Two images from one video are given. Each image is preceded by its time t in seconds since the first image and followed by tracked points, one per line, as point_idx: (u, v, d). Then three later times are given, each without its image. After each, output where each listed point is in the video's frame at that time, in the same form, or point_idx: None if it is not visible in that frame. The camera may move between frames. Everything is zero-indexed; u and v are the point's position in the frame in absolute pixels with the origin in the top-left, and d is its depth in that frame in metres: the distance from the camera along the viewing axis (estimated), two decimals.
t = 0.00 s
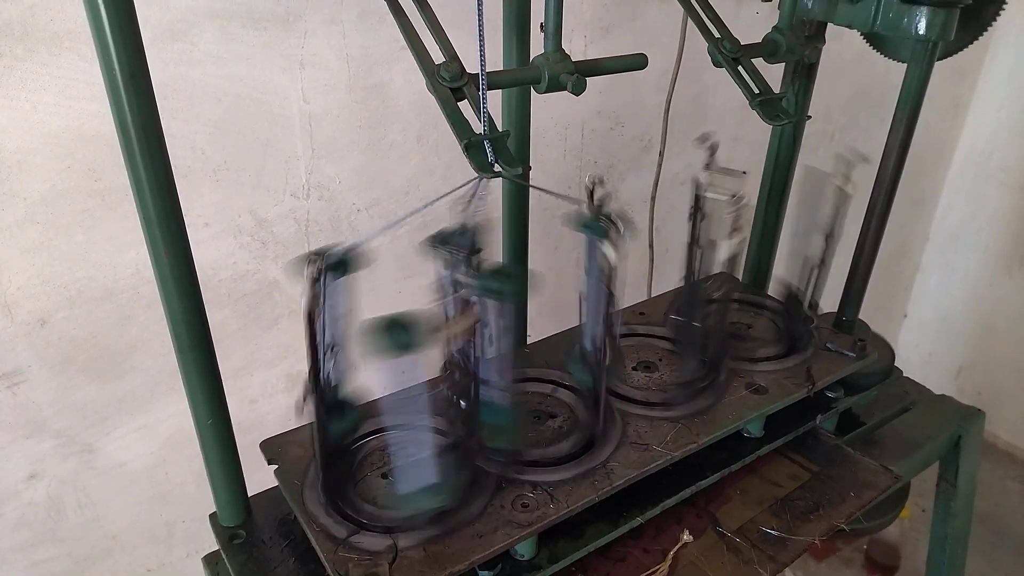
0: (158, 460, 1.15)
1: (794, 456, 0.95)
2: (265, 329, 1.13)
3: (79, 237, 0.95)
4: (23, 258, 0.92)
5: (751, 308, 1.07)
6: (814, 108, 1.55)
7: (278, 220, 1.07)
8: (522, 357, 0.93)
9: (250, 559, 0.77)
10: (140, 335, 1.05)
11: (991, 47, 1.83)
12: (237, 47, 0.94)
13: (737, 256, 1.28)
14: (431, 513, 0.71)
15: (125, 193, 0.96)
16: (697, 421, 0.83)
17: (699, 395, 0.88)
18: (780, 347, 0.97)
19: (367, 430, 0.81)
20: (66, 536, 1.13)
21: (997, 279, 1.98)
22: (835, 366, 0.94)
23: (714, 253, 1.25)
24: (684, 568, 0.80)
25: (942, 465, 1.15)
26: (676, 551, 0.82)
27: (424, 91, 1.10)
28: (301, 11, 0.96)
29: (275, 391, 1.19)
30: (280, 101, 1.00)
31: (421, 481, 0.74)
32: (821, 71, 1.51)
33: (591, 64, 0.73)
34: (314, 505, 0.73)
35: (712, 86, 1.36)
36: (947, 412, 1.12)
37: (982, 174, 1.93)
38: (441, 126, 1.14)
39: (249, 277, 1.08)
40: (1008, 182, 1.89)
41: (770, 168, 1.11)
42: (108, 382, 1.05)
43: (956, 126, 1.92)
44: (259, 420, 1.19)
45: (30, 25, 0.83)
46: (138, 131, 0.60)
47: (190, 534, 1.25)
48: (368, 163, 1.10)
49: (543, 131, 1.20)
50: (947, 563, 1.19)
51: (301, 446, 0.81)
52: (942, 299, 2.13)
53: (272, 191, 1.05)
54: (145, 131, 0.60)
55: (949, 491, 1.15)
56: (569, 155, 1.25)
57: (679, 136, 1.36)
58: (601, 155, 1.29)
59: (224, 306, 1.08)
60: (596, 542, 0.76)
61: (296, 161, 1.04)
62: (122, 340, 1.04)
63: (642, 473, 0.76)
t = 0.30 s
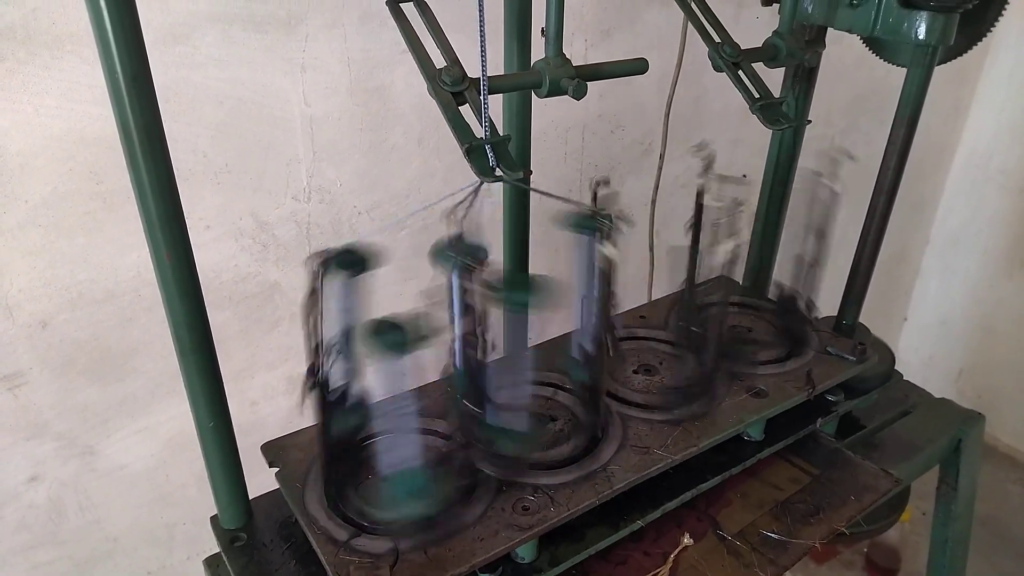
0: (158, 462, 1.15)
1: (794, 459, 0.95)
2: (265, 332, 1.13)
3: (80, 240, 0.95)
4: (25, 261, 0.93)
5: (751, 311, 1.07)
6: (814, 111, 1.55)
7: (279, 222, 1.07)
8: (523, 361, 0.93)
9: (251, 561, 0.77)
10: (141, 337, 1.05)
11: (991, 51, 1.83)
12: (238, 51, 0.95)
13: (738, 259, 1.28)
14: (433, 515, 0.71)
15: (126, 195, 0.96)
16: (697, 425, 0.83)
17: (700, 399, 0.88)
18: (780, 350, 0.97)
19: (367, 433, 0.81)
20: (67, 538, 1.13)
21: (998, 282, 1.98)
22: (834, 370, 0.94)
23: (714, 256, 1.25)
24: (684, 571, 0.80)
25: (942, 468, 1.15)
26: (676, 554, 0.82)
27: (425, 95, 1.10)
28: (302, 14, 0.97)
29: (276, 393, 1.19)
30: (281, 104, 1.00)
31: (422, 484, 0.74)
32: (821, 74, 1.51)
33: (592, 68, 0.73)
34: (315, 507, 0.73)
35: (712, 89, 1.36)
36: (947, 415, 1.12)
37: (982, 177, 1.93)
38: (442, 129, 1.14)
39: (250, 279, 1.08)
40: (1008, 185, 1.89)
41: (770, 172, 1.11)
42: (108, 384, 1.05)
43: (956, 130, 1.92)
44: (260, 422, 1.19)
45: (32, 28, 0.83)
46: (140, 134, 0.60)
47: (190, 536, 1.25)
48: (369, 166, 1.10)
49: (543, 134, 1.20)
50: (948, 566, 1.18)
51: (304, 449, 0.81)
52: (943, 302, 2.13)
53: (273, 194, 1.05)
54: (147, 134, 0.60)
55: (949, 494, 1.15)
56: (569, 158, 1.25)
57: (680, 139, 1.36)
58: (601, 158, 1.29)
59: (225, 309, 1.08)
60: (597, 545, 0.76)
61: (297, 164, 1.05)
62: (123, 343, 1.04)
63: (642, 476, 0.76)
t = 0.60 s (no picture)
0: (161, 460, 1.15)
1: (796, 454, 0.95)
2: (266, 329, 1.13)
3: (82, 238, 0.95)
4: (26, 260, 0.93)
5: (752, 307, 1.07)
6: (816, 107, 1.55)
7: (280, 220, 1.07)
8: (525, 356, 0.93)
9: (253, 558, 0.77)
10: (143, 336, 1.05)
11: (992, 46, 1.83)
12: (238, 48, 0.95)
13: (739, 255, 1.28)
14: (434, 512, 0.71)
15: (127, 193, 0.96)
16: (699, 420, 0.83)
17: (700, 394, 0.88)
18: (781, 345, 0.97)
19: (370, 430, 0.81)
20: (69, 536, 1.13)
21: (1000, 277, 1.98)
22: (835, 365, 0.94)
23: (714, 252, 1.25)
24: (686, 566, 0.80)
25: (944, 463, 1.15)
26: (678, 550, 0.82)
27: (425, 92, 1.10)
28: (302, 11, 0.97)
29: (277, 391, 1.19)
30: (282, 101, 1.00)
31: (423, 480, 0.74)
32: (823, 70, 1.51)
33: (592, 64, 0.73)
34: (318, 504, 0.73)
35: (713, 85, 1.36)
36: (950, 411, 1.12)
37: (984, 173, 1.93)
38: (442, 126, 1.14)
39: (251, 277, 1.08)
40: (1010, 181, 1.89)
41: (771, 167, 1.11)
42: (110, 382, 1.06)
43: (958, 125, 1.92)
44: (262, 420, 1.19)
45: (32, 26, 0.83)
46: (140, 132, 0.60)
47: (193, 534, 1.26)
48: (370, 163, 1.10)
49: (543, 131, 1.20)
50: (951, 562, 1.18)
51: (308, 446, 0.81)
52: (945, 298, 2.12)
53: (274, 191, 1.05)
54: (148, 131, 0.60)
55: (952, 490, 1.15)
56: (570, 155, 1.25)
57: (680, 135, 1.36)
58: (602, 155, 1.29)
59: (226, 306, 1.08)
60: (599, 540, 0.76)
61: (298, 161, 1.05)
62: (125, 341, 1.04)
63: (643, 472, 0.76)
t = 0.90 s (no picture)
0: (162, 461, 1.16)
1: (797, 455, 0.95)
2: (268, 330, 1.13)
3: (83, 239, 0.95)
4: (28, 261, 0.93)
5: (752, 307, 1.07)
6: (816, 107, 1.55)
7: (281, 221, 1.07)
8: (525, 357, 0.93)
9: (254, 559, 0.77)
10: (144, 337, 1.05)
11: (993, 45, 1.83)
12: (239, 49, 0.95)
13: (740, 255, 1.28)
14: (435, 513, 0.71)
15: (129, 194, 0.97)
16: (699, 421, 0.83)
17: (701, 395, 0.88)
18: (782, 346, 0.97)
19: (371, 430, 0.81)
20: (71, 536, 1.13)
21: (1001, 277, 1.98)
22: (836, 365, 0.94)
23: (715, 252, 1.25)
24: (687, 566, 0.80)
25: (945, 463, 1.15)
26: (679, 550, 0.82)
27: (426, 92, 1.10)
28: (302, 13, 0.97)
29: (279, 391, 1.19)
30: (283, 102, 1.00)
31: (424, 481, 0.74)
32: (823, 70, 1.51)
33: (592, 65, 0.73)
34: (318, 505, 0.73)
35: (714, 85, 1.36)
36: (950, 411, 1.12)
37: (984, 172, 1.92)
38: (443, 127, 1.14)
39: (252, 278, 1.09)
40: (1010, 180, 1.89)
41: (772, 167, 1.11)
42: (112, 383, 1.06)
43: (958, 125, 1.92)
44: (263, 420, 1.20)
45: (33, 28, 0.83)
46: (142, 132, 0.60)
47: (194, 535, 1.26)
48: (371, 164, 1.10)
49: (544, 131, 1.20)
50: (951, 562, 1.18)
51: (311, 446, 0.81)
52: (945, 298, 2.12)
53: (275, 193, 1.05)
54: (149, 132, 0.60)
55: (952, 490, 1.15)
56: (571, 155, 1.25)
57: (680, 135, 1.36)
58: (603, 156, 1.29)
59: (228, 307, 1.08)
60: (600, 541, 0.76)
61: (299, 162, 1.05)
62: (127, 342, 1.04)
63: (644, 472, 0.76)
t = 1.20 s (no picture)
0: (159, 459, 1.16)
1: (794, 453, 0.95)
2: (265, 328, 1.13)
3: (80, 236, 0.95)
4: (25, 258, 0.93)
5: (749, 306, 1.07)
6: (814, 106, 1.55)
7: (279, 219, 1.07)
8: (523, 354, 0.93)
9: (250, 556, 0.77)
10: (141, 334, 1.05)
11: (991, 45, 1.83)
12: (237, 47, 0.95)
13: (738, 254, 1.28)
14: (431, 511, 0.71)
15: (125, 192, 0.96)
16: (696, 418, 0.84)
17: (697, 393, 0.88)
18: (779, 344, 0.97)
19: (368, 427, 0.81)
20: (67, 534, 1.13)
21: (998, 277, 1.98)
22: (833, 363, 0.95)
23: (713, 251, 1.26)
24: (683, 564, 0.81)
25: (941, 462, 1.15)
26: (676, 548, 0.82)
27: (423, 90, 1.10)
28: (300, 10, 0.97)
29: (275, 389, 1.19)
30: (281, 100, 1.00)
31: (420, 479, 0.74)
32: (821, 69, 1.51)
33: (590, 62, 0.73)
34: (314, 502, 0.73)
35: (712, 84, 1.36)
36: (947, 409, 1.12)
37: (982, 172, 1.93)
38: (441, 125, 1.14)
39: (249, 275, 1.08)
40: (1008, 180, 1.89)
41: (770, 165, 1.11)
42: (108, 381, 1.06)
43: (956, 124, 1.92)
44: (261, 418, 1.20)
45: (30, 25, 0.83)
46: (137, 128, 0.60)
47: (191, 532, 1.26)
48: (368, 162, 1.10)
49: (542, 129, 1.20)
50: (947, 560, 1.19)
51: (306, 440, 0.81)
52: (943, 297, 2.13)
53: (273, 190, 1.05)
54: (145, 129, 0.60)
55: (948, 488, 1.15)
56: (569, 154, 1.25)
57: (678, 134, 1.36)
58: (601, 155, 1.29)
59: (225, 305, 1.08)
60: (596, 538, 0.76)
61: (297, 160, 1.05)
62: (123, 339, 1.04)
63: (641, 470, 0.76)
